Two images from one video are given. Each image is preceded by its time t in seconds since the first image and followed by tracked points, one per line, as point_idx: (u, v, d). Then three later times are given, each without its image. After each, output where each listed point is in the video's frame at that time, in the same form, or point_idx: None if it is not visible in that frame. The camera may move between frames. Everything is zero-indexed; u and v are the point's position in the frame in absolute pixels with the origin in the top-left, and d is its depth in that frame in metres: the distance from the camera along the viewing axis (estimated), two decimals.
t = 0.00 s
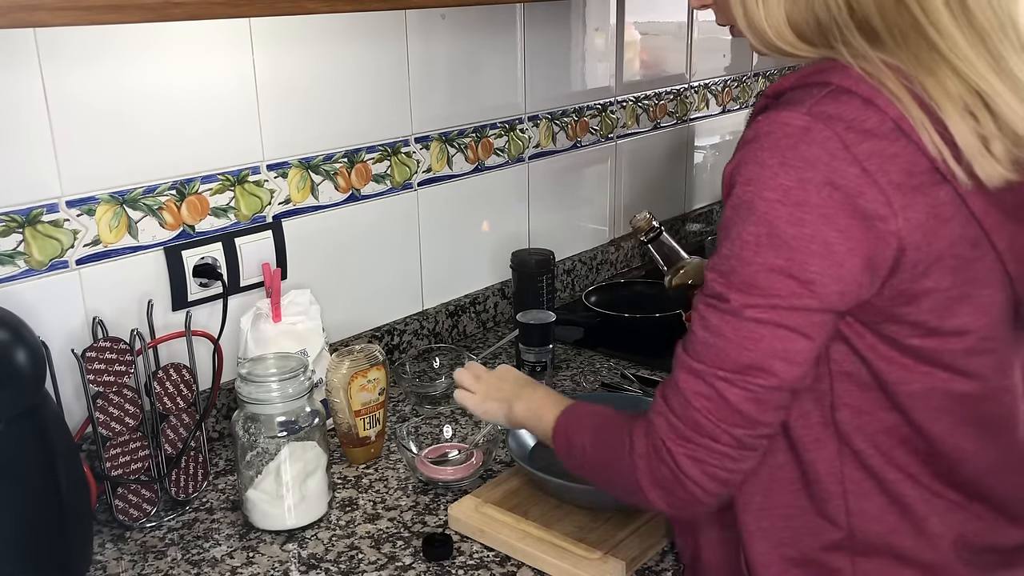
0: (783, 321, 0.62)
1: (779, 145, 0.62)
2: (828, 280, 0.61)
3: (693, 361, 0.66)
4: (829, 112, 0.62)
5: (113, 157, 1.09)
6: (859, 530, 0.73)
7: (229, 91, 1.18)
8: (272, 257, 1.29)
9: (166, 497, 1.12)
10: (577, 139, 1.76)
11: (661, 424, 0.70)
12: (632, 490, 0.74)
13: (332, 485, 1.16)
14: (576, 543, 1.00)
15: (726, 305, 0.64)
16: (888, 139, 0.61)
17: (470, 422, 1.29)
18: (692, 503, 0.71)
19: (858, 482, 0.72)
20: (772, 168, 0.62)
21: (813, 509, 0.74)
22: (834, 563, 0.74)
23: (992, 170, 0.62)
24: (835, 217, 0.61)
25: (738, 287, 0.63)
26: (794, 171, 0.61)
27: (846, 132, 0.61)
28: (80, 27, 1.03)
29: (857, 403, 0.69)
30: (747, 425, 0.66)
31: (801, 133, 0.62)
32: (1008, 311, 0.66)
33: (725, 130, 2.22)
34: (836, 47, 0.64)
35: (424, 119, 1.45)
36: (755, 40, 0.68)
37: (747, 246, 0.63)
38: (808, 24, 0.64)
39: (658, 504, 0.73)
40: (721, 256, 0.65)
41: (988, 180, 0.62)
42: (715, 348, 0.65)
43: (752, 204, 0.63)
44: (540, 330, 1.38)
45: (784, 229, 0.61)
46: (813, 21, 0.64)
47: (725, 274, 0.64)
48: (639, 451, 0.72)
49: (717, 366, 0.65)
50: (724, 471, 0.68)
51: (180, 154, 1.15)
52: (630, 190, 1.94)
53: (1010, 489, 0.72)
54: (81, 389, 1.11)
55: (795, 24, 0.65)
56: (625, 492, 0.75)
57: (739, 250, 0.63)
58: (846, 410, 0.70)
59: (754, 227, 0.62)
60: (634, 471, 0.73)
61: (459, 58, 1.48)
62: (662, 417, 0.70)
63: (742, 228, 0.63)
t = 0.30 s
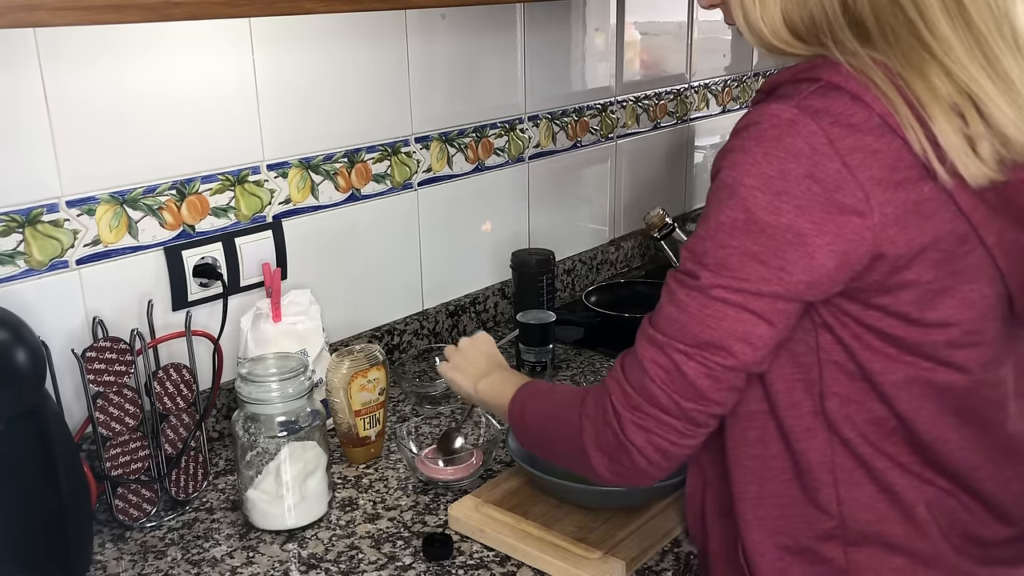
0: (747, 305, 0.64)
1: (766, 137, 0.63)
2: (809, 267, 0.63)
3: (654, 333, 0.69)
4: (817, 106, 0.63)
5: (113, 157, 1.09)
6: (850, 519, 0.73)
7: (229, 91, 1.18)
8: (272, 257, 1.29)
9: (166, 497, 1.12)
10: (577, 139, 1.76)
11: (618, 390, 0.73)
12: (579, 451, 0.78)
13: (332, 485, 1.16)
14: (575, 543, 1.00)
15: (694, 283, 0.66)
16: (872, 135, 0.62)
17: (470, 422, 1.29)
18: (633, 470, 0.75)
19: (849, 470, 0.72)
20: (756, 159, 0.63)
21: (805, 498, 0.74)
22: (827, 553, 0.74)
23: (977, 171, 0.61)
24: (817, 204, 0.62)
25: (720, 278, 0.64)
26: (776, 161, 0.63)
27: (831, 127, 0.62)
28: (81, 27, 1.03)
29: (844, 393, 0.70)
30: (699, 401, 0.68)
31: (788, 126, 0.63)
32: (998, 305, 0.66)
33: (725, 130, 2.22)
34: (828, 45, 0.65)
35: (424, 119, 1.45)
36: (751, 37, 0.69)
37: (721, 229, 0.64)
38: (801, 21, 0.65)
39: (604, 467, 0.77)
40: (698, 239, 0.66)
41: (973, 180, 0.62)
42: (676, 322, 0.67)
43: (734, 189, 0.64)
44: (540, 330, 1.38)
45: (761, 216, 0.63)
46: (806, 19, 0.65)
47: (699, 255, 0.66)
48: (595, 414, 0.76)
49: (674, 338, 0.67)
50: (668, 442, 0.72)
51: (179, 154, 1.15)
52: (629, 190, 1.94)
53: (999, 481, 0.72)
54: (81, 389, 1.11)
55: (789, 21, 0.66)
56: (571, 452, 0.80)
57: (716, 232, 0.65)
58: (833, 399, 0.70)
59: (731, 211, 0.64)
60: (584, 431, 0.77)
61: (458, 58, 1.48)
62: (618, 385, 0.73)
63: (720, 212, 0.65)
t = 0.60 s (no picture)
0: (855, 315, 0.60)
1: (821, 135, 0.61)
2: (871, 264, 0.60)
3: (761, 371, 0.62)
4: (869, 103, 0.61)
5: (113, 158, 1.09)
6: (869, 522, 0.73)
7: (229, 91, 1.19)
8: (272, 257, 1.29)
9: (166, 497, 1.12)
10: (577, 139, 1.76)
11: (736, 443, 0.64)
12: (692, 516, 0.67)
13: (332, 485, 1.16)
14: (576, 543, 1.00)
15: (795, 305, 0.60)
16: (924, 131, 0.60)
17: (470, 422, 1.29)
18: (766, 527, 0.65)
19: (875, 477, 0.72)
20: (816, 159, 0.61)
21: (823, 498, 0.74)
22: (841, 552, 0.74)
23: None
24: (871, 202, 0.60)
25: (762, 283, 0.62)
26: (845, 159, 0.60)
27: (887, 123, 0.60)
28: (80, 28, 1.03)
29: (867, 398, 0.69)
30: (833, 429, 0.62)
31: (842, 124, 0.61)
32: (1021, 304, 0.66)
33: (724, 130, 2.22)
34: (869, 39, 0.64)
35: (424, 119, 1.45)
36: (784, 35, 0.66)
37: (805, 239, 0.60)
38: (837, 17, 0.64)
39: (729, 532, 0.66)
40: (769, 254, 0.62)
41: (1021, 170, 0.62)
42: (786, 354, 0.61)
43: (805, 197, 0.60)
44: (540, 330, 1.38)
45: (844, 218, 0.59)
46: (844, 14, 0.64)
47: (785, 274, 0.61)
48: (709, 475, 0.65)
49: (797, 372, 0.61)
50: (806, 486, 0.64)
51: (179, 154, 1.15)
52: (630, 190, 1.94)
53: (1014, 482, 0.71)
54: (81, 389, 1.11)
55: (826, 19, 0.64)
56: (676, 517, 0.68)
57: (792, 242, 0.60)
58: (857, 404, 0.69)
59: (811, 219, 0.60)
60: (699, 494, 0.66)
61: (459, 58, 1.48)
62: (734, 437, 0.64)
63: (798, 222, 0.60)
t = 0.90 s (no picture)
0: (994, 323, 0.64)
1: (935, 143, 0.64)
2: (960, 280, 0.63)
3: (911, 399, 0.66)
4: (977, 104, 0.65)
5: (113, 157, 1.09)
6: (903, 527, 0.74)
7: (229, 91, 1.18)
8: (272, 257, 1.29)
9: (166, 497, 1.12)
10: (577, 139, 1.76)
11: (889, 474, 0.68)
12: (862, 545, 0.73)
13: (332, 485, 1.16)
14: (576, 543, 1.00)
15: (940, 326, 0.64)
16: None
17: (470, 422, 1.29)
18: (941, 544, 0.70)
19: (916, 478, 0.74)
20: (940, 168, 0.64)
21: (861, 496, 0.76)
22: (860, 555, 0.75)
23: None
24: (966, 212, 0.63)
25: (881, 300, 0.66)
26: (964, 167, 0.63)
27: (999, 122, 0.65)
28: (79, 27, 1.03)
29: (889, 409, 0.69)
30: (982, 439, 0.67)
31: (955, 128, 0.64)
32: None
33: (725, 129, 2.21)
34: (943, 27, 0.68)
35: (424, 119, 1.45)
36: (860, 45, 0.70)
37: (940, 255, 0.63)
38: (906, 16, 0.68)
39: (905, 556, 0.72)
40: (896, 271, 0.65)
41: None
42: (934, 376, 0.65)
43: (931, 211, 0.63)
44: (540, 330, 1.37)
45: (974, 227, 0.63)
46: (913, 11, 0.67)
47: (919, 292, 0.64)
48: (870, 508, 0.71)
49: (949, 392, 0.65)
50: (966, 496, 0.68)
51: (177, 154, 1.15)
52: (630, 190, 1.94)
53: None
54: (81, 389, 1.11)
55: (898, 20, 0.68)
56: (846, 545, 0.74)
57: (928, 259, 0.64)
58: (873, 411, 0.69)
59: (941, 232, 0.63)
60: (864, 527, 0.71)
61: (459, 59, 1.48)
62: (893, 468, 0.68)
63: (927, 236, 0.63)
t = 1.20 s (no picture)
0: None
1: (1003, 153, 0.64)
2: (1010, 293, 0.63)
3: (945, 407, 0.67)
4: None
5: (113, 157, 1.09)
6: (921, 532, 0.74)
7: (230, 92, 1.19)
8: (272, 257, 1.29)
9: (166, 497, 1.12)
10: (577, 139, 1.76)
11: (914, 477, 0.70)
12: (882, 546, 0.75)
13: (332, 485, 1.16)
14: (576, 543, 1.00)
15: (988, 338, 0.64)
16: None
17: (470, 422, 1.29)
18: (961, 546, 0.72)
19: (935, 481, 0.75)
20: (1004, 181, 0.63)
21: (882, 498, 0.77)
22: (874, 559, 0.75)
23: None
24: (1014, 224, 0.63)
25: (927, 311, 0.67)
26: None
27: None
28: (79, 27, 1.03)
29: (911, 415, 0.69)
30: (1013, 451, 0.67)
31: None
32: None
33: (725, 129, 2.21)
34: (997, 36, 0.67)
35: (424, 119, 1.45)
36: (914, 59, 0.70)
37: (998, 268, 0.63)
38: (963, 27, 0.67)
39: (925, 557, 0.73)
40: (948, 280, 0.65)
41: None
42: (974, 387, 0.65)
43: (994, 223, 0.63)
44: (540, 330, 1.37)
45: None
46: (969, 22, 0.67)
47: (972, 303, 0.64)
48: (892, 510, 0.72)
49: (986, 404, 0.66)
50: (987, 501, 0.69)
51: (177, 153, 1.15)
52: (630, 190, 1.94)
53: None
54: (81, 389, 1.11)
55: (956, 31, 0.67)
56: (868, 546, 0.76)
57: (988, 272, 0.63)
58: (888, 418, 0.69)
59: (1003, 245, 0.63)
60: (886, 528, 0.73)
61: (458, 60, 1.48)
62: (917, 472, 0.70)
63: (988, 248, 0.63)
